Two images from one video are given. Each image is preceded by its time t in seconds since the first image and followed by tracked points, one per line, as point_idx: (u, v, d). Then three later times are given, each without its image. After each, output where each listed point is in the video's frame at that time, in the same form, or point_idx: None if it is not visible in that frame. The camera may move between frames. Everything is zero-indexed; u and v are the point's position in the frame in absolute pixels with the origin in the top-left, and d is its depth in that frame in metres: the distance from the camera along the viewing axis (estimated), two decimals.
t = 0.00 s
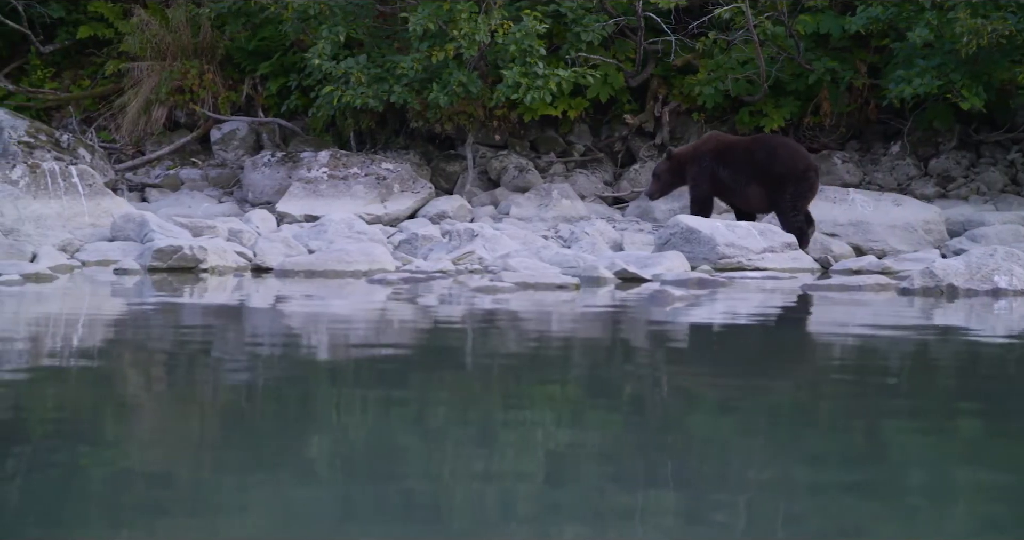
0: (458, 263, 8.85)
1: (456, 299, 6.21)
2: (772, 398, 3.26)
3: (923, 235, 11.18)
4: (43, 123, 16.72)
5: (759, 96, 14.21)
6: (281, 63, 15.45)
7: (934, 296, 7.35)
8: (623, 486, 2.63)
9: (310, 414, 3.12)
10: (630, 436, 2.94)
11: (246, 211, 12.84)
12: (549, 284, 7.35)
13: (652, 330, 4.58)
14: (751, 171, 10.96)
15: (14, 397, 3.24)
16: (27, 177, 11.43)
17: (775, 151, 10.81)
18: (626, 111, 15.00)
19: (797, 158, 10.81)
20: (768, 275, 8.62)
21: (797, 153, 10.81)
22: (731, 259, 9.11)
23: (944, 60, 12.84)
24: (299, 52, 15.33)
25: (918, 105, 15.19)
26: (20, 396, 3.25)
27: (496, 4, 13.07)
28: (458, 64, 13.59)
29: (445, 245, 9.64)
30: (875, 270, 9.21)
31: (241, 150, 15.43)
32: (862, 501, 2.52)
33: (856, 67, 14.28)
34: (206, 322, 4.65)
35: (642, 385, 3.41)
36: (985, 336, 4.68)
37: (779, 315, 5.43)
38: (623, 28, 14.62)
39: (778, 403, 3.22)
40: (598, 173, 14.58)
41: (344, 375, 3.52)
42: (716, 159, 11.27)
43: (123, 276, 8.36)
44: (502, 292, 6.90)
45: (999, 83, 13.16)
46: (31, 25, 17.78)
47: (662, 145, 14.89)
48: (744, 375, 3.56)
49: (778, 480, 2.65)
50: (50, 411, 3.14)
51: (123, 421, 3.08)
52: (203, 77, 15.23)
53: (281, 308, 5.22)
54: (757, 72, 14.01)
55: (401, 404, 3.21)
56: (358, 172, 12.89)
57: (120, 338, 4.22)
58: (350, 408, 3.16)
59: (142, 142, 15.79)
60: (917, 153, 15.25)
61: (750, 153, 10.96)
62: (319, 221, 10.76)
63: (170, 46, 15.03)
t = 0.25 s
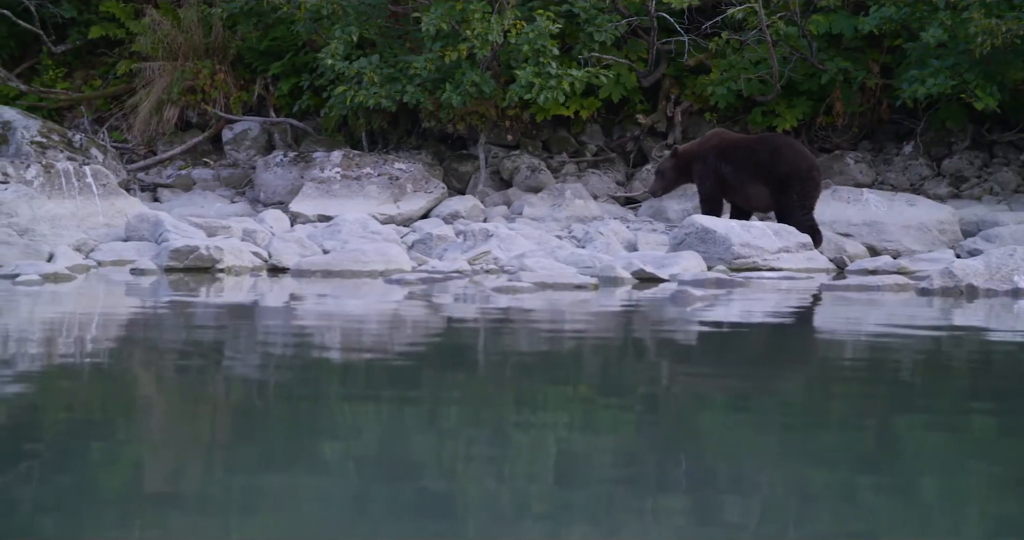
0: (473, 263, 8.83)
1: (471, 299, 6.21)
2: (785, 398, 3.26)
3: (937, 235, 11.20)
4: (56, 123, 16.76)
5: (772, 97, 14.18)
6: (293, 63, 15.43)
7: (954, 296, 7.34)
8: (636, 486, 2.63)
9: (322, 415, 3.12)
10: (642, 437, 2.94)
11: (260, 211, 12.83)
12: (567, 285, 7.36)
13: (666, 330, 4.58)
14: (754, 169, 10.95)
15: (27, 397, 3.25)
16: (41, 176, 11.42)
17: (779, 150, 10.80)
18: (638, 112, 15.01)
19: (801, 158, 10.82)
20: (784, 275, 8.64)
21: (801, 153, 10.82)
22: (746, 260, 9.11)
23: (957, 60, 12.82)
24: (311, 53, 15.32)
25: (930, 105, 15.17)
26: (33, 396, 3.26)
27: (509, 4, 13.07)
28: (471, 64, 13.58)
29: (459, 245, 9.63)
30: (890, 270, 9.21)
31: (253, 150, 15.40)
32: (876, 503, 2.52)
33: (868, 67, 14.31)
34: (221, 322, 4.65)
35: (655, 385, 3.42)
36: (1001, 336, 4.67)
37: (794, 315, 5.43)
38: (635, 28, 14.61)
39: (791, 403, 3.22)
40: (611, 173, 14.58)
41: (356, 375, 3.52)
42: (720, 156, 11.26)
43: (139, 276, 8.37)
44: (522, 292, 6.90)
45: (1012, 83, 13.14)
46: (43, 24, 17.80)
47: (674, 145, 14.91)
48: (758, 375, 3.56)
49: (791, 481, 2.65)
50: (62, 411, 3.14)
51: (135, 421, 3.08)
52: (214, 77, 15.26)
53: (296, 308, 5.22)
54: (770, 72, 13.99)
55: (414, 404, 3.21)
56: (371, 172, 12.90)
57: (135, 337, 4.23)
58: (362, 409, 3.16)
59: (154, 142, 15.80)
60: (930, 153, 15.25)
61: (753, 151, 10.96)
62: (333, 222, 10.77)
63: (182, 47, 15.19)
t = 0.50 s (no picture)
0: (490, 263, 8.84)
1: (487, 298, 6.20)
2: (799, 398, 3.26)
3: (952, 235, 11.20)
4: (68, 123, 16.77)
5: (785, 97, 14.12)
6: (305, 63, 15.41)
7: (974, 296, 7.34)
8: (649, 486, 2.64)
9: (335, 415, 3.13)
10: (656, 436, 2.94)
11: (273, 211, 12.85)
12: (587, 284, 7.40)
13: (681, 330, 4.58)
14: (760, 169, 10.95)
15: (41, 398, 3.26)
16: (56, 176, 11.53)
17: (784, 150, 10.80)
18: (651, 111, 15.02)
19: (804, 159, 10.82)
20: (802, 275, 8.64)
21: (805, 154, 10.82)
22: (762, 260, 9.07)
23: (972, 60, 12.81)
24: (324, 53, 15.30)
25: (943, 105, 15.16)
26: (47, 397, 3.27)
27: (522, 4, 13.04)
28: (485, 64, 13.56)
29: (475, 245, 9.62)
30: (906, 270, 9.22)
31: (265, 150, 15.39)
32: (890, 503, 2.52)
33: (881, 67, 14.30)
34: (236, 322, 4.65)
35: (669, 385, 3.41)
36: (1015, 336, 4.67)
37: (809, 315, 5.42)
38: (648, 28, 14.58)
39: (805, 403, 3.22)
40: (624, 173, 14.56)
41: (369, 375, 3.52)
42: (727, 155, 11.27)
43: (157, 276, 8.33)
44: (542, 292, 6.89)
45: None
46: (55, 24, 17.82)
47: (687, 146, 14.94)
48: (773, 375, 3.56)
49: (804, 481, 2.65)
50: (75, 411, 3.15)
51: (148, 421, 3.09)
52: (227, 77, 15.29)
53: (312, 308, 5.22)
54: (784, 72, 13.93)
55: (427, 404, 3.21)
56: (384, 172, 12.90)
57: (152, 337, 4.23)
58: (375, 409, 3.16)
59: (167, 142, 15.81)
60: (943, 153, 15.23)
61: (760, 151, 10.97)
62: (347, 222, 10.77)
63: (194, 46, 15.21)
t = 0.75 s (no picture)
0: (505, 263, 8.88)
1: (502, 298, 6.20)
2: (811, 398, 3.27)
3: (966, 235, 11.21)
4: (80, 123, 16.83)
5: (798, 97, 14.03)
6: (317, 63, 15.42)
7: (994, 296, 7.34)
8: (661, 485, 2.64)
9: (347, 414, 3.13)
10: (668, 436, 2.94)
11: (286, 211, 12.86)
12: (604, 284, 7.44)
13: (695, 329, 4.59)
14: (767, 171, 10.94)
15: (54, 396, 3.28)
16: (70, 176, 11.82)
17: (790, 152, 10.77)
18: (664, 111, 15.05)
19: (810, 159, 10.79)
20: (819, 274, 8.63)
21: (811, 155, 10.79)
22: (778, 259, 9.07)
23: (986, 60, 12.81)
24: (335, 52, 15.31)
25: (956, 105, 15.16)
26: (60, 395, 3.29)
27: (535, 4, 13.04)
28: (498, 64, 13.56)
29: (490, 245, 9.63)
30: (922, 270, 9.22)
31: (278, 149, 15.37)
32: (904, 502, 2.53)
33: (894, 66, 14.31)
34: (250, 322, 4.68)
35: (679, 385, 3.42)
36: None
37: (824, 315, 5.42)
38: (661, 28, 14.57)
39: (820, 404, 3.22)
40: (636, 172, 14.58)
41: (380, 375, 3.52)
42: (734, 157, 11.22)
43: (174, 276, 8.30)
44: (562, 291, 6.89)
45: None
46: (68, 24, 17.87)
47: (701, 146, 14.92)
48: (786, 375, 3.57)
49: (816, 480, 2.66)
50: (88, 411, 3.16)
51: (161, 421, 3.09)
52: (238, 77, 15.41)
53: (326, 308, 5.24)
54: (797, 71, 13.90)
55: (440, 404, 3.22)
56: (398, 172, 12.91)
57: (167, 337, 4.26)
58: (386, 409, 3.17)
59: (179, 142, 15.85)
60: (956, 153, 15.23)
61: (765, 153, 10.94)
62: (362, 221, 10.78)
63: (205, 46, 15.45)
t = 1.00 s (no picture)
0: (522, 263, 8.87)
1: (518, 298, 6.18)
2: (823, 398, 3.27)
3: (981, 235, 11.22)
4: (91, 123, 16.81)
5: (811, 97, 14.03)
6: (329, 63, 15.40)
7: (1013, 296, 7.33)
8: (673, 485, 2.64)
9: (358, 414, 3.14)
10: (679, 437, 2.94)
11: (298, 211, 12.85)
12: (623, 284, 7.41)
13: (709, 330, 4.58)
14: (772, 171, 10.94)
15: (66, 395, 3.29)
16: (85, 177, 11.92)
17: (794, 151, 10.77)
18: (676, 111, 15.05)
19: (814, 159, 10.77)
20: (837, 275, 8.63)
21: (815, 155, 10.77)
22: (793, 260, 9.06)
23: (1000, 60, 12.78)
24: (347, 52, 15.29)
25: (970, 106, 15.13)
26: (71, 395, 3.30)
27: (548, 4, 13.01)
28: (511, 63, 13.54)
29: (505, 245, 9.60)
30: (938, 271, 9.21)
31: (290, 149, 15.34)
32: (917, 502, 2.52)
33: (907, 67, 14.28)
34: (264, 322, 4.68)
35: (691, 385, 3.42)
36: None
37: (840, 315, 5.40)
38: (674, 28, 14.52)
39: (832, 404, 3.22)
40: (648, 172, 14.55)
41: (391, 376, 3.52)
42: (744, 157, 11.17)
43: (193, 276, 8.32)
44: (582, 292, 6.89)
45: None
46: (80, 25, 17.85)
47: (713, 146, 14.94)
48: (798, 375, 3.57)
49: (829, 480, 2.66)
50: (100, 411, 3.16)
51: (173, 421, 3.10)
52: (250, 77, 15.34)
53: (340, 308, 5.24)
54: (810, 71, 13.86)
55: (452, 404, 3.22)
56: (411, 172, 12.89)
57: (180, 337, 4.26)
58: (398, 410, 3.17)
59: (191, 142, 15.83)
60: (969, 153, 15.20)
61: (771, 153, 10.93)
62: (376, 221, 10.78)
63: (218, 46, 15.44)
